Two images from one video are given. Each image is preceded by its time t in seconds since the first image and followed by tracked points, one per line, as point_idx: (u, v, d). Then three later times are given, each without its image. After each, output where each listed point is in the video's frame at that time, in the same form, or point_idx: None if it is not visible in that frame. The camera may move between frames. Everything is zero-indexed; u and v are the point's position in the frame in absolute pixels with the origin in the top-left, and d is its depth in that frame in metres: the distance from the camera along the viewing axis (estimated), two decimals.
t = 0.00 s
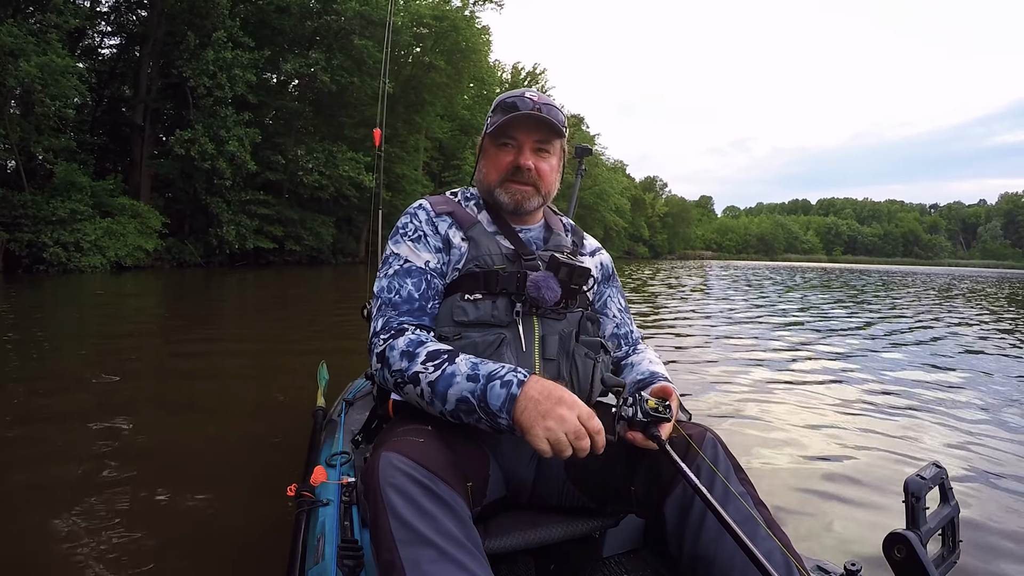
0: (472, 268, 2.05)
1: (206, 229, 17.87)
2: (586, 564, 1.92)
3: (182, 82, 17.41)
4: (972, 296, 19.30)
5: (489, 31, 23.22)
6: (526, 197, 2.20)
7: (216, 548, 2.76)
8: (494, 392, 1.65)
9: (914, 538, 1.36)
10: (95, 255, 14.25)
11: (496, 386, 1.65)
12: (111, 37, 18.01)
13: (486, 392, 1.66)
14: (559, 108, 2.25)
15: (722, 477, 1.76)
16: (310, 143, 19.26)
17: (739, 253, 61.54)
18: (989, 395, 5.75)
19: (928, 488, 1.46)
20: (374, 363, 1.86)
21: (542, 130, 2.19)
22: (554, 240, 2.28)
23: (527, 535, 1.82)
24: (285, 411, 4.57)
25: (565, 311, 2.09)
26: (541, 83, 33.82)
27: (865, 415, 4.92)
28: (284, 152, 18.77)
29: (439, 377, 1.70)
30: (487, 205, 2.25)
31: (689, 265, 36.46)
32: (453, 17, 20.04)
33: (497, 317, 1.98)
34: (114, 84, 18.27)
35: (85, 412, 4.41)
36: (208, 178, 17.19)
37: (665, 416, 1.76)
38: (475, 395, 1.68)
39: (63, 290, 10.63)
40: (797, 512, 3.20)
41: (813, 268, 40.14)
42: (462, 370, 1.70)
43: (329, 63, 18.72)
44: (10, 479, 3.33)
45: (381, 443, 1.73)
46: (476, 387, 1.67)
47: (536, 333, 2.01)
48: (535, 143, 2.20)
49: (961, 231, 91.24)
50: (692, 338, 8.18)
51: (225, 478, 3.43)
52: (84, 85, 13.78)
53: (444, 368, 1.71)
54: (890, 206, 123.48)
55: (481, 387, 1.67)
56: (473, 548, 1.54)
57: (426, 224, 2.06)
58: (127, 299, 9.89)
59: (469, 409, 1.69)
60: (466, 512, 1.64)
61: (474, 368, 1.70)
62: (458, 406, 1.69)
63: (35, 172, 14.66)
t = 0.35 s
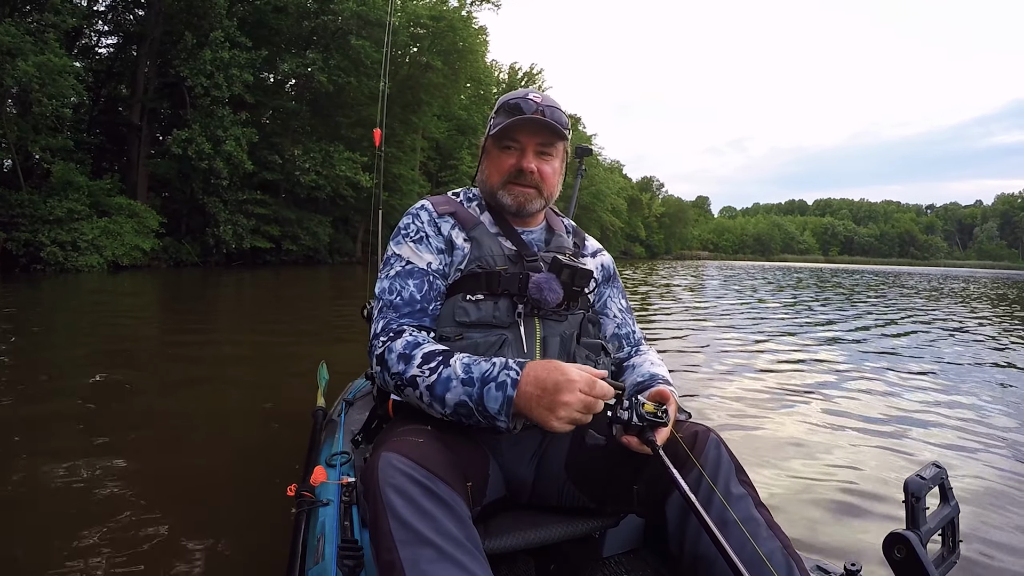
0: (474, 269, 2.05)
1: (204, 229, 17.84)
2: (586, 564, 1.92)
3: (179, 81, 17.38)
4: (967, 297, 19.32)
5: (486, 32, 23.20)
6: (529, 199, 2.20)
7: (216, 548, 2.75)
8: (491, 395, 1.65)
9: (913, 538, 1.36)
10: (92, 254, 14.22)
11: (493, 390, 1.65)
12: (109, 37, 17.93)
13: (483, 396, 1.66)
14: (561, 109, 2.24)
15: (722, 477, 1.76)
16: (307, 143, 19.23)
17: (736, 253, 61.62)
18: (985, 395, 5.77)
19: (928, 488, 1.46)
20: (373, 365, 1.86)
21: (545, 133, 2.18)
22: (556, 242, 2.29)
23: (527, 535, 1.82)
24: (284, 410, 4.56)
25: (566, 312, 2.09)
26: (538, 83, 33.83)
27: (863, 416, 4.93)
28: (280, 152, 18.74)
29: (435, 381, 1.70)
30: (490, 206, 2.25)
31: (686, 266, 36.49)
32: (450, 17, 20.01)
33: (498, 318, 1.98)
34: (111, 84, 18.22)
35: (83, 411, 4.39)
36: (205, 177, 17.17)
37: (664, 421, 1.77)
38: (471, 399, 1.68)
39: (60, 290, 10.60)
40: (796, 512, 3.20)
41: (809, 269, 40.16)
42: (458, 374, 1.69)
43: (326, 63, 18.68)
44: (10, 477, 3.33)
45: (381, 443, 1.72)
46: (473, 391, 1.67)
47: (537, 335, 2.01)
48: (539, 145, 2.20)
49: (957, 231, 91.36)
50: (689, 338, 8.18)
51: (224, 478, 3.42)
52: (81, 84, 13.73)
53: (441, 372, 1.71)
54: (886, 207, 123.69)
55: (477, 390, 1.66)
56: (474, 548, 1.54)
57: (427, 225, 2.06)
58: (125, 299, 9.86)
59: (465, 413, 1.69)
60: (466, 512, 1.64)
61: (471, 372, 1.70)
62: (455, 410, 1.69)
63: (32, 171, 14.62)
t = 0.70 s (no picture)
0: (472, 270, 2.05)
1: (200, 229, 17.82)
2: (586, 564, 1.92)
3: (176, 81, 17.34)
4: (961, 297, 19.39)
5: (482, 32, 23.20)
6: (528, 195, 2.20)
7: (211, 548, 2.74)
8: (488, 396, 1.64)
9: (914, 538, 1.36)
10: (88, 254, 14.18)
11: (491, 390, 1.65)
12: (105, 36, 17.80)
13: (481, 396, 1.65)
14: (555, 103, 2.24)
15: (721, 477, 1.76)
16: (303, 143, 19.22)
17: (731, 253, 61.72)
18: (981, 396, 5.78)
19: (928, 488, 1.46)
20: (372, 368, 1.86)
21: (539, 126, 2.18)
22: (554, 242, 2.29)
23: (527, 536, 1.82)
24: (283, 410, 4.55)
25: (564, 312, 2.09)
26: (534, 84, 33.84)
27: (859, 416, 4.94)
28: (277, 152, 18.73)
29: (434, 382, 1.70)
30: (488, 206, 2.25)
31: (682, 266, 36.57)
32: (446, 17, 19.99)
33: (496, 320, 1.98)
34: (108, 83, 18.13)
35: (80, 411, 4.38)
36: (202, 177, 17.16)
37: (665, 421, 1.76)
38: (469, 399, 1.67)
39: (55, 290, 10.56)
40: (793, 512, 3.21)
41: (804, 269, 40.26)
42: (457, 375, 1.70)
43: (322, 64, 18.66)
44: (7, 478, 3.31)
45: (381, 443, 1.72)
46: (471, 391, 1.66)
47: (535, 337, 2.00)
48: (534, 140, 2.20)
49: (952, 232, 91.64)
50: (686, 338, 8.19)
51: (222, 478, 3.41)
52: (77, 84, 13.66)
53: (441, 373, 1.71)
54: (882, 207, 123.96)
55: (476, 391, 1.66)
56: (475, 548, 1.53)
57: (424, 228, 2.06)
58: (120, 299, 9.83)
59: (464, 413, 1.68)
60: (466, 512, 1.64)
61: (469, 373, 1.70)
62: (453, 410, 1.68)
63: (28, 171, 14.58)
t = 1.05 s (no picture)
0: (472, 270, 2.05)
1: (197, 227, 17.80)
2: (586, 564, 1.92)
3: (175, 79, 17.31)
4: (955, 301, 19.44)
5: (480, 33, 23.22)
6: (531, 197, 2.20)
7: (203, 548, 2.72)
8: (492, 392, 1.65)
9: (914, 539, 1.36)
10: (86, 252, 14.15)
11: (494, 386, 1.65)
12: (105, 34, 17.60)
13: (484, 393, 1.65)
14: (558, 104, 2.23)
15: (721, 477, 1.76)
16: (301, 143, 19.22)
17: (728, 256, 61.83)
18: (977, 400, 5.79)
19: (928, 488, 1.46)
20: (371, 367, 1.85)
21: (543, 128, 2.18)
22: (554, 242, 2.29)
23: (526, 536, 1.82)
24: (281, 409, 4.54)
25: (564, 312, 2.09)
26: (533, 85, 33.85)
27: (856, 419, 4.95)
28: (275, 152, 18.73)
29: (436, 378, 1.69)
30: (489, 206, 2.25)
31: (678, 268, 36.64)
32: (445, 18, 19.98)
33: (496, 319, 1.98)
34: (106, 81, 18.02)
35: (77, 408, 4.36)
36: (199, 176, 17.18)
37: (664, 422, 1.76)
38: (473, 395, 1.67)
39: (52, 287, 10.53)
40: (791, 514, 3.21)
41: (799, 272, 40.37)
42: (459, 371, 1.69)
43: (321, 64, 18.64)
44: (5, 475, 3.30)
45: (381, 443, 1.72)
46: (473, 387, 1.66)
47: (535, 336, 2.00)
48: (537, 141, 2.20)
49: (948, 237, 91.93)
50: (682, 341, 8.20)
51: (220, 477, 3.40)
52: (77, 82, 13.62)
53: (441, 370, 1.70)
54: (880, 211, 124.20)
55: (478, 387, 1.66)
56: (474, 548, 1.53)
57: (424, 227, 2.06)
58: (117, 297, 9.80)
59: (467, 410, 1.68)
60: (466, 512, 1.63)
61: (472, 368, 1.70)
62: (456, 407, 1.68)
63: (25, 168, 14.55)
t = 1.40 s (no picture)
0: (472, 270, 2.05)
1: (194, 227, 17.77)
2: (586, 564, 1.93)
3: (172, 79, 17.29)
4: (950, 302, 19.48)
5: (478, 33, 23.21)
6: (526, 198, 2.20)
7: (203, 548, 2.71)
8: (493, 391, 1.64)
9: (913, 538, 1.37)
10: (83, 251, 14.13)
11: (496, 386, 1.65)
12: (102, 33, 17.57)
13: (486, 392, 1.65)
14: (558, 105, 2.23)
15: (722, 477, 1.76)
16: (298, 142, 19.21)
17: (725, 257, 61.91)
18: (974, 400, 5.80)
19: (928, 488, 1.47)
20: (373, 366, 1.85)
21: (540, 129, 2.18)
22: (553, 242, 2.29)
23: (526, 536, 1.82)
24: (280, 408, 4.53)
25: (563, 312, 2.09)
26: (530, 85, 33.87)
27: (853, 419, 4.97)
28: (272, 151, 18.71)
29: (437, 378, 1.69)
30: (486, 206, 2.25)
31: (674, 268, 36.67)
32: (442, 18, 19.98)
33: (495, 319, 1.98)
34: (103, 80, 17.98)
35: (75, 408, 4.34)
36: (197, 176, 17.18)
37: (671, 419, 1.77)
38: (474, 395, 1.67)
39: (50, 286, 10.52)
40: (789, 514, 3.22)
41: (794, 272, 40.46)
42: (461, 372, 1.69)
43: (318, 63, 18.62)
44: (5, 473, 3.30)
45: (381, 443, 1.72)
46: (475, 389, 1.66)
47: (535, 336, 2.00)
48: (534, 142, 2.20)
49: (944, 237, 92.06)
50: (679, 341, 8.20)
51: (220, 476, 3.39)
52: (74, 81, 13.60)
53: (443, 370, 1.70)
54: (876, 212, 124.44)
55: (480, 388, 1.66)
56: (474, 549, 1.53)
57: (425, 227, 2.06)
58: (114, 296, 9.80)
59: (469, 410, 1.68)
60: (467, 513, 1.63)
61: (473, 369, 1.69)
62: (457, 408, 1.68)
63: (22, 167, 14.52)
